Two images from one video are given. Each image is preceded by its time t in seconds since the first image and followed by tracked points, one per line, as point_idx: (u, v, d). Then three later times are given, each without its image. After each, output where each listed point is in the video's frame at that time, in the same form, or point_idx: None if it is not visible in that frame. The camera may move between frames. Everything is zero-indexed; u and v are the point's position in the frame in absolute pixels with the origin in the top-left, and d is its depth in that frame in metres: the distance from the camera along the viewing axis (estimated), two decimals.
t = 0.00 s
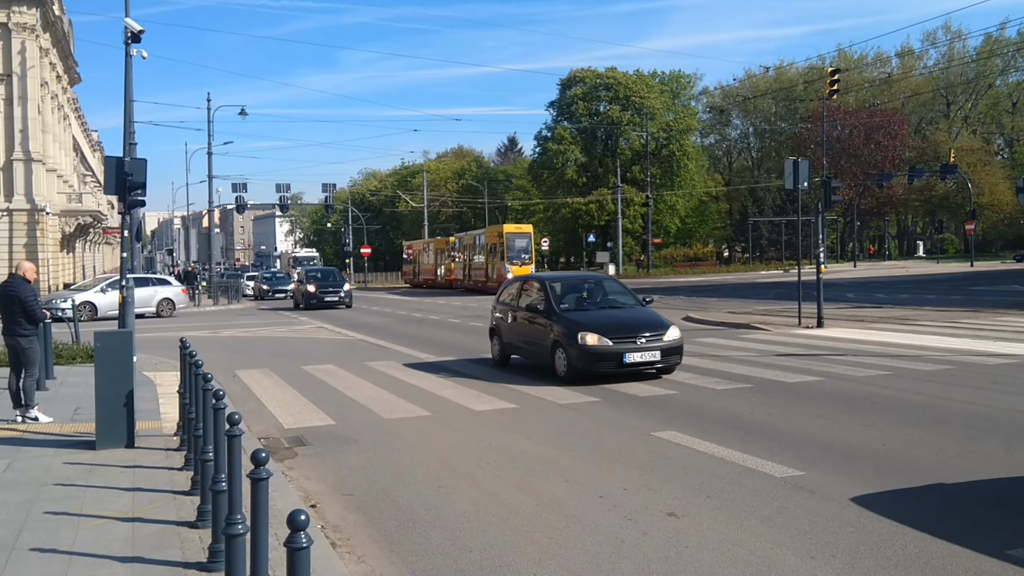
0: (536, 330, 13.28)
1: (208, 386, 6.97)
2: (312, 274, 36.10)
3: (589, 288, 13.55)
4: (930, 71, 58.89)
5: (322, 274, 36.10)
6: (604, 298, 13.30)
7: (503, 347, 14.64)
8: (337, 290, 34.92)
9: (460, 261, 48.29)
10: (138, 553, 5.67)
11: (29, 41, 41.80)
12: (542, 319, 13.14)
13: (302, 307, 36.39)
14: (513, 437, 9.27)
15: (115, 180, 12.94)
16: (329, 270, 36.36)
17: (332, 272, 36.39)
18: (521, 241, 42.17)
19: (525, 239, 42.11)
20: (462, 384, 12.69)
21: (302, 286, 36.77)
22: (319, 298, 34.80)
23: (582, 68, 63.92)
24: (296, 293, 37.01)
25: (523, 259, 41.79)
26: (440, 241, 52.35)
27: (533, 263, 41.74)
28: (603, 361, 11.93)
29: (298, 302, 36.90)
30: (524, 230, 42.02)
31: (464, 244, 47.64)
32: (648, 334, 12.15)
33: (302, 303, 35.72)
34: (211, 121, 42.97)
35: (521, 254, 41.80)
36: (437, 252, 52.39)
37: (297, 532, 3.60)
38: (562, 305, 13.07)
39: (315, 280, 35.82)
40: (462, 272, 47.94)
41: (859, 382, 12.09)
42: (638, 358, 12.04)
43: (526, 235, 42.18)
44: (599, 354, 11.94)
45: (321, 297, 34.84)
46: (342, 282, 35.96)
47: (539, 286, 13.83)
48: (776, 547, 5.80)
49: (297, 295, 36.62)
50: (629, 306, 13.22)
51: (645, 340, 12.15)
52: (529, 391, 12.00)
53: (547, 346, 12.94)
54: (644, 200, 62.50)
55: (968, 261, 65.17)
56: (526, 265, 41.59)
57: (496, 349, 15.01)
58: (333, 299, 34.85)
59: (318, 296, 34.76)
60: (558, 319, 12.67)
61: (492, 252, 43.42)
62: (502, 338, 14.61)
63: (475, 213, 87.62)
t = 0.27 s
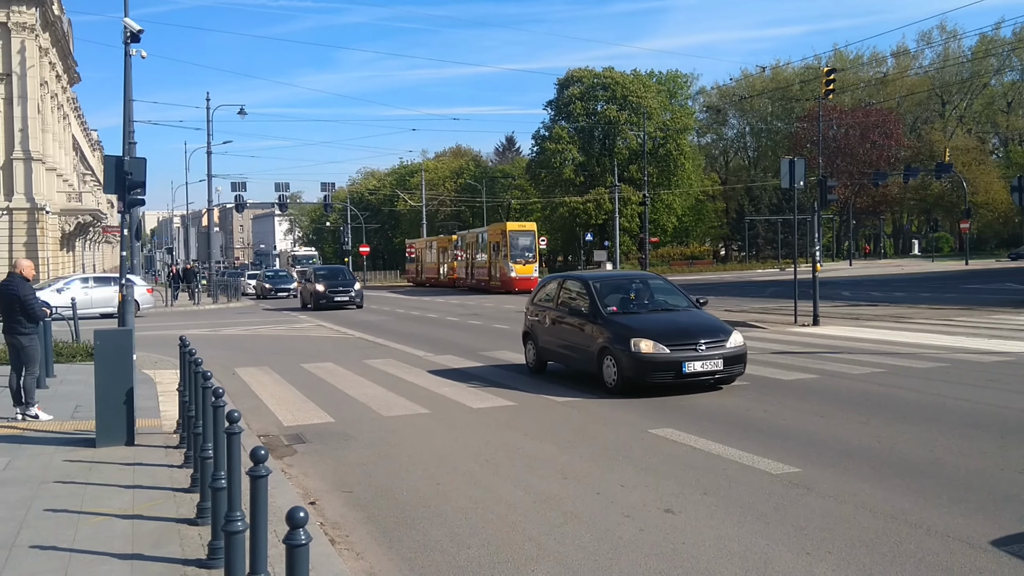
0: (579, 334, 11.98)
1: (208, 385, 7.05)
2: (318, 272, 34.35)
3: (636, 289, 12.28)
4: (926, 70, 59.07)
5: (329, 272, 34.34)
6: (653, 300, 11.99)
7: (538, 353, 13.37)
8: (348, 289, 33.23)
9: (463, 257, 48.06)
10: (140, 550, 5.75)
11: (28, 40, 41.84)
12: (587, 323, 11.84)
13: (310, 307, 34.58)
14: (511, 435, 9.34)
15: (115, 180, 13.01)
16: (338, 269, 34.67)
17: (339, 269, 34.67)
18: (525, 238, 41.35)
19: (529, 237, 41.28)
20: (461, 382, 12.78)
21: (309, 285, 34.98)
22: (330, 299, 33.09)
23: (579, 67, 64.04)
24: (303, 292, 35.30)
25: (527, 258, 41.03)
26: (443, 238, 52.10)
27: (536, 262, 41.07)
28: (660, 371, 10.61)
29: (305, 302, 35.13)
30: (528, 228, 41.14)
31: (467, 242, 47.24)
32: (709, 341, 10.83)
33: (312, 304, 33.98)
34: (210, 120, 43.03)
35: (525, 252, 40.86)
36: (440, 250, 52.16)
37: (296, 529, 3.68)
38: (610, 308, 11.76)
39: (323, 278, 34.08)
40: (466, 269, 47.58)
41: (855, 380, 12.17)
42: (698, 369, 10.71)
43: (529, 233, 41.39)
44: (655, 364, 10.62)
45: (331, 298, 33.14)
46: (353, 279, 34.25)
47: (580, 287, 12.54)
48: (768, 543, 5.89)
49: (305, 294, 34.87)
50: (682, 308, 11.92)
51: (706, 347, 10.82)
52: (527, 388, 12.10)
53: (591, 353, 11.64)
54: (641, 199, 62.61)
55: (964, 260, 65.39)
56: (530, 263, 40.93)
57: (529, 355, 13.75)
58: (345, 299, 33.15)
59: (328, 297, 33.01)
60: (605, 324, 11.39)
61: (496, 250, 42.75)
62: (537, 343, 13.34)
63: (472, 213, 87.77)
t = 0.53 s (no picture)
0: (631, 341, 10.58)
1: (202, 385, 6.91)
2: (325, 271, 32.59)
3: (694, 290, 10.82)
4: (925, 67, 58.89)
5: (337, 271, 32.57)
6: (715, 301, 10.60)
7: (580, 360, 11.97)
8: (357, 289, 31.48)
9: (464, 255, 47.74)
10: (130, 553, 5.61)
11: (21, 38, 41.61)
12: (641, 329, 10.44)
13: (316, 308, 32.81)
14: (509, 436, 9.21)
15: (108, 177, 12.86)
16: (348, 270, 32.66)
17: (347, 268, 32.93)
18: (529, 235, 40.82)
19: (532, 235, 40.77)
20: (457, 382, 12.65)
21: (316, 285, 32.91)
22: (338, 300, 31.31)
23: (577, 65, 63.89)
24: (309, 292, 33.55)
25: (530, 256, 40.58)
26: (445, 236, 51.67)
27: (540, 260, 40.62)
28: (735, 387, 9.25)
29: (311, 302, 33.35)
30: (531, 225, 40.56)
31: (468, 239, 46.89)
32: (788, 351, 9.47)
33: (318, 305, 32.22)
34: (205, 118, 42.83)
35: (527, 250, 40.38)
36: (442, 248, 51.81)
37: (290, 532, 3.56)
38: (669, 312, 10.34)
39: (330, 278, 32.33)
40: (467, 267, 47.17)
41: (855, 379, 12.05)
42: (778, 383, 9.35)
43: (533, 231, 40.85)
44: (728, 378, 9.25)
45: (339, 299, 31.35)
46: (362, 279, 32.49)
47: (630, 287, 11.13)
48: (770, 544, 5.78)
49: (311, 294, 33.07)
50: (748, 312, 10.52)
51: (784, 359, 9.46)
52: (524, 388, 11.99)
53: (648, 364, 10.25)
54: (640, 197, 62.49)
55: (964, 258, 65.29)
56: (533, 262, 40.49)
57: (569, 362, 12.34)
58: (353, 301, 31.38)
59: (335, 298, 31.23)
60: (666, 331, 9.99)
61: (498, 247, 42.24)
62: (579, 350, 11.93)
63: (470, 211, 87.54)
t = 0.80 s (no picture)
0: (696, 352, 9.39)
1: (199, 384, 6.93)
2: (336, 270, 30.15)
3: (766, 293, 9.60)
4: (921, 67, 58.96)
5: (348, 270, 30.12)
6: (789, 306, 9.40)
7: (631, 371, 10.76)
8: (371, 290, 29.06)
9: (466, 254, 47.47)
10: (129, 552, 5.63)
11: (18, 38, 41.56)
12: (708, 337, 9.24)
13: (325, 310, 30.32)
14: (506, 435, 9.22)
15: (104, 176, 12.84)
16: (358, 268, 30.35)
17: (359, 267, 30.47)
18: (532, 234, 40.35)
19: (536, 234, 40.30)
20: (454, 381, 12.66)
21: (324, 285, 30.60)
22: (350, 302, 28.88)
23: (574, 64, 63.92)
24: (317, 292, 31.11)
25: (534, 256, 40.15)
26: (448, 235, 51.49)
27: (543, 260, 40.16)
28: (826, 408, 8.05)
29: (319, 304, 30.87)
30: (535, 224, 40.14)
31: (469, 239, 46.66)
32: (886, 365, 8.24)
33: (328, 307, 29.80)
34: (201, 117, 42.78)
35: (531, 250, 39.96)
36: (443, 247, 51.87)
37: (287, 532, 3.58)
38: (740, 319, 9.12)
39: (340, 278, 29.85)
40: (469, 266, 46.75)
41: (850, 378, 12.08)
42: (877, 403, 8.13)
43: (537, 230, 40.37)
44: (820, 398, 8.04)
45: (351, 301, 28.87)
46: (376, 279, 30.05)
47: (690, 289, 9.91)
48: (766, 543, 5.81)
49: (320, 295, 30.65)
50: (830, 319, 9.29)
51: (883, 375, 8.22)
52: (520, 387, 12.02)
53: (718, 379, 9.04)
54: (636, 197, 62.55)
55: (959, 257, 65.40)
56: (537, 262, 40.03)
57: (617, 372, 11.14)
58: (366, 303, 28.94)
59: (347, 300, 28.80)
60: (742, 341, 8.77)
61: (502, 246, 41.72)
62: (630, 359, 10.73)
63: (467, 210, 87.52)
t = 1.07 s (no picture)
0: (777, 364, 8.17)
1: (195, 384, 6.96)
2: (347, 270, 28.09)
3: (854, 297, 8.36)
4: (916, 68, 59.09)
5: (359, 270, 28.06)
6: (883, 312, 8.17)
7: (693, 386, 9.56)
8: (386, 290, 27.07)
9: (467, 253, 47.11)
10: (126, 552, 5.66)
11: (15, 38, 41.54)
12: (794, 350, 7.99)
13: (337, 312, 28.26)
14: (502, 435, 9.24)
15: (101, 177, 12.86)
16: (371, 269, 28.31)
17: (371, 266, 28.42)
18: (537, 233, 39.69)
19: (541, 232, 39.60)
20: (450, 381, 12.68)
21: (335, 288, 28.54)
22: (363, 304, 26.87)
23: (570, 64, 63.95)
24: (327, 294, 29.01)
25: (539, 254, 39.45)
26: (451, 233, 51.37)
27: (548, 259, 39.45)
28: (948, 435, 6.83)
29: (329, 306, 28.79)
30: (539, 223, 39.49)
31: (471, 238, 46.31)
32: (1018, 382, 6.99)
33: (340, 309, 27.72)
34: (198, 117, 42.78)
35: (535, 249, 39.26)
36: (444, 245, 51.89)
37: (283, 531, 3.61)
38: (832, 326, 7.89)
39: (352, 278, 27.79)
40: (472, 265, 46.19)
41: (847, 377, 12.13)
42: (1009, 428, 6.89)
43: (542, 228, 39.72)
44: (938, 422, 6.83)
45: (364, 302, 26.86)
46: (391, 279, 28.06)
47: (766, 293, 8.71)
48: (760, 542, 5.85)
49: (331, 298, 28.54)
50: (931, 326, 8.07)
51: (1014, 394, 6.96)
52: (517, 386, 12.05)
53: (807, 398, 7.81)
54: (632, 197, 62.58)
55: (954, 257, 65.59)
56: (542, 261, 39.30)
57: (675, 387, 9.94)
58: (381, 305, 26.95)
59: (360, 301, 26.80)
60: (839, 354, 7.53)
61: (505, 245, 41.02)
62: (692, 373, 9.52)
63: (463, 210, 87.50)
